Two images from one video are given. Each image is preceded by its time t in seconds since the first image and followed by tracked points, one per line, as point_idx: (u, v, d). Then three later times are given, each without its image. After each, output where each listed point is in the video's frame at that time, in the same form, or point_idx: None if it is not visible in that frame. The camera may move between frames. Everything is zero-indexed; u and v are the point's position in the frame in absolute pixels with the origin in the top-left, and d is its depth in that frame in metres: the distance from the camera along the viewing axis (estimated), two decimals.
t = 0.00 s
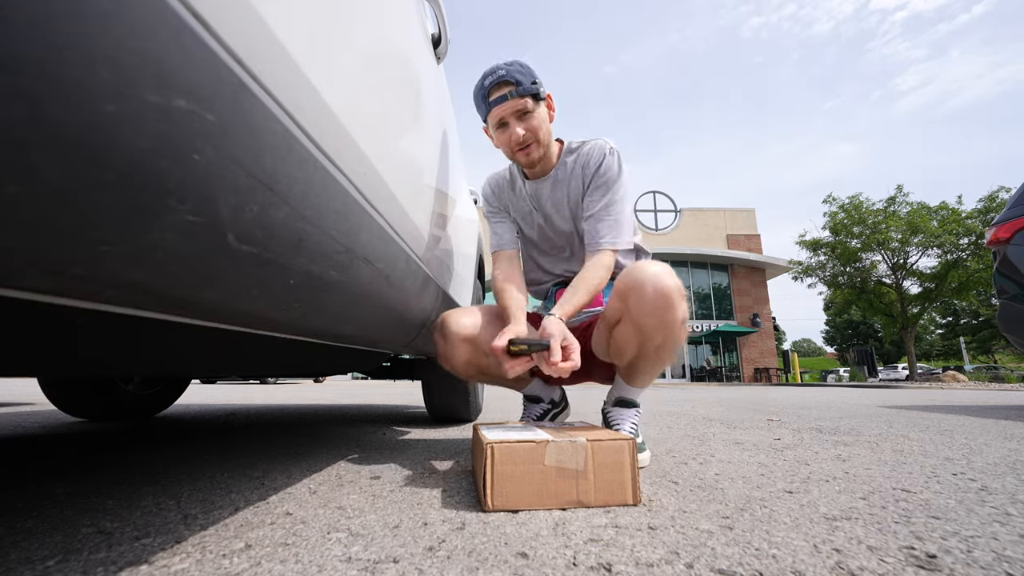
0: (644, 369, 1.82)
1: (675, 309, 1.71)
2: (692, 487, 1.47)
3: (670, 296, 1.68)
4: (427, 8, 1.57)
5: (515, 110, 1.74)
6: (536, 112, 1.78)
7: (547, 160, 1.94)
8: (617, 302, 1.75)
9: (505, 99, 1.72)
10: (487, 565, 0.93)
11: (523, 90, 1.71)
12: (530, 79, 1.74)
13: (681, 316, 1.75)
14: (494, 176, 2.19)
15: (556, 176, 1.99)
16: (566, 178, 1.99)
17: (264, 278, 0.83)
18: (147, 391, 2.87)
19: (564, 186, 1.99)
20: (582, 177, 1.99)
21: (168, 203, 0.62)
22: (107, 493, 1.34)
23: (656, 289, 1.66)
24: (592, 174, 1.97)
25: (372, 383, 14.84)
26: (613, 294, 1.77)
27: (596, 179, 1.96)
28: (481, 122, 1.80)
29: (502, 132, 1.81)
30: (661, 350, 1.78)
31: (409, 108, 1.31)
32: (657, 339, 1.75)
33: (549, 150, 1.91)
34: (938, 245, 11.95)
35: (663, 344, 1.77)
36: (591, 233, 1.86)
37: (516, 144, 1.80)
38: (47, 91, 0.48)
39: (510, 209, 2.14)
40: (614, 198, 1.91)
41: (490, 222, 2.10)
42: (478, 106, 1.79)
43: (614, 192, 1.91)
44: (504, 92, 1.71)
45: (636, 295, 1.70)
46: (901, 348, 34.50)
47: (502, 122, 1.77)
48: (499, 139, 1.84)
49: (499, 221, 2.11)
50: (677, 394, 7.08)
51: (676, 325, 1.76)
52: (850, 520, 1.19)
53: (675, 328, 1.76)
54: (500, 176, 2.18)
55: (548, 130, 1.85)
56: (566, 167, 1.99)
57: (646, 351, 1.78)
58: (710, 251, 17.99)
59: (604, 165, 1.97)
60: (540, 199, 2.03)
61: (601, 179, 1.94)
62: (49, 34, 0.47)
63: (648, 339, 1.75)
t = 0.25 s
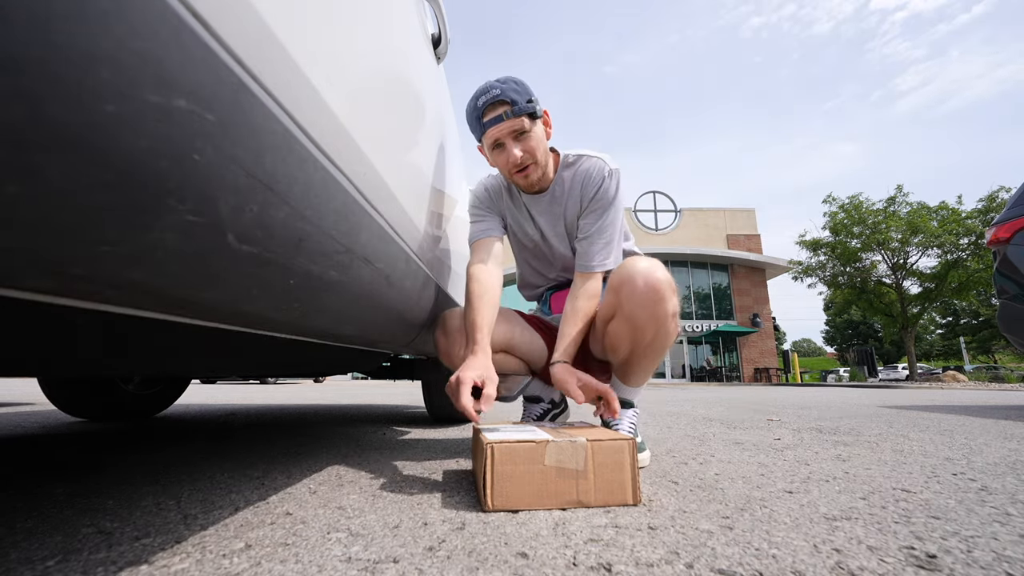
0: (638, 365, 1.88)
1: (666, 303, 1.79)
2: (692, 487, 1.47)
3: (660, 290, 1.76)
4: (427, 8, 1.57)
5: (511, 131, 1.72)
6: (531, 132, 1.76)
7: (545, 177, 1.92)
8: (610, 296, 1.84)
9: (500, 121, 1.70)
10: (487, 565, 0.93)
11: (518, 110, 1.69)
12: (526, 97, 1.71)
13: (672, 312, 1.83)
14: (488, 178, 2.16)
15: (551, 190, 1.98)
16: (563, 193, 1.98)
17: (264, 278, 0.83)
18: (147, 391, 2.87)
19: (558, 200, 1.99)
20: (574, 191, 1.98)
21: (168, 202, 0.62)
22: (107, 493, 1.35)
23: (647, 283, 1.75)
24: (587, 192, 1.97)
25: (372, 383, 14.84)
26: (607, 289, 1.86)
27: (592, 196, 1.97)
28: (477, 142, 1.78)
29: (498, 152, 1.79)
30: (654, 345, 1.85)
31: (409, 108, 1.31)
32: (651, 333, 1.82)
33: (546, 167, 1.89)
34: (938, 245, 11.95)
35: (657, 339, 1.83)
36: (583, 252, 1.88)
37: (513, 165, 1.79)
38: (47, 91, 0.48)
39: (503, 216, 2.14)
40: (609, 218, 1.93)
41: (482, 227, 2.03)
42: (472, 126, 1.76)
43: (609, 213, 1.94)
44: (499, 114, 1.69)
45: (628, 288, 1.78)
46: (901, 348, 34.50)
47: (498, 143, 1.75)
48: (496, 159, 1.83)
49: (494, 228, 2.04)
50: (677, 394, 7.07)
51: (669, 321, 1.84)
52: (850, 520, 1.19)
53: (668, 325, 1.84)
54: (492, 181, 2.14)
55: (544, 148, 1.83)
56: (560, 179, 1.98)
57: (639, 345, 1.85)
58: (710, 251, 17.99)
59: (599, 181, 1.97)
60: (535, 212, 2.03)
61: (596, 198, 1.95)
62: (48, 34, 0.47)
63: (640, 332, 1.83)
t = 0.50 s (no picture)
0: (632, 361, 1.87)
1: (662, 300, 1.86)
2: (692, 487, 1.47)
3: (657, 284, 1.82)
4: (427, 8, 1.57)
5: (511, 136, 1.71)
6: (531, 136, 1.76)
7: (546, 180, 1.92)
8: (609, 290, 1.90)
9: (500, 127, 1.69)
10: (487, 565, 0.93)
11: (518, 114, 1.68)
12: (525, 100, 1.70)
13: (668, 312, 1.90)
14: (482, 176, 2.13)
15: (552, 200, 1.99)
16: (562, 203, 2.00)
17: (264, 278, 0.83)
18: (147, 391, 2.87)
19: (557, 210, 2.01)
20: (574, 204, 2.01)
21: (168, 202, 0.62)
22: (107, 493, 1.35)
23: (644, 276, 1.81)
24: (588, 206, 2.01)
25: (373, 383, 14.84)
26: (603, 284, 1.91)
27: (591, 210, 2.02)
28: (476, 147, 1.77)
29: (498, 157, 1.78)
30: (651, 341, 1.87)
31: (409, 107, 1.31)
32: (646, 328, 1.85)
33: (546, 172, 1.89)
34: (938, 245, 11.95)
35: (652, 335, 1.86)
36: (582, 268, 1.94)
37: (513, 170, 1.79)
38: (47, 90, 0.48)
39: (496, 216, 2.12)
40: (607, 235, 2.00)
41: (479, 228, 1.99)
42: (471, 131, 1.75)
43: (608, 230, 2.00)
44: (499, 119, 1.68)
45: (624, 281, 1.84)
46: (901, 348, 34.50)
47: (498, 148, 1.75)
48: (496, 164, 1.82)
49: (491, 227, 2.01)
50: (676, 394, 7.08)
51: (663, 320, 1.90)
52: (851, 520, 1.19)
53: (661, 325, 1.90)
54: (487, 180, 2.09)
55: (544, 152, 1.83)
56: (561, 189, 1.99)
57: (635, 339, 1.87)
58: (710, 251, 17.99)
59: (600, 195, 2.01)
60: (533, 219, 2.05)
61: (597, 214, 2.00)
62: (48, 35, 0.47)
63: (636, 326, 1.85)
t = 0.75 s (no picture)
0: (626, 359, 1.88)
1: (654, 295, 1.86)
2: (692, 487, 1.47)
3: (647, 283, 1.81)
4: (427, 8, 1.57)
5: (509, 142, 1.71)
6: (530, 141, 1.76)
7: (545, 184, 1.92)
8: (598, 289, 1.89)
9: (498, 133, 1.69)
10: (487, 564, 0.93)
11: (516, 120, 1.69)
12: (522, 106, 1.71)
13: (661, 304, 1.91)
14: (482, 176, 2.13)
15: (552, 205, 1.99)
16: (563, 208, 2.00)
17: (264, 278, 0.83)
18: (147, 391, 2.87)
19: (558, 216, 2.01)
20: (574, 209, 2.01)
21: (168, 203, 0.62)
22: (107, 493, 1.35)
23: (634, 275, 1.80)
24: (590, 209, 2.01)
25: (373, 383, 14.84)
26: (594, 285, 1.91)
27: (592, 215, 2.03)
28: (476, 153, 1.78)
29: (497, 163, 1.79)
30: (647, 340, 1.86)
31: (409, 107, 1.31)
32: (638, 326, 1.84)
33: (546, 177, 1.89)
34: (938, 245, 11.95)
35: (646, 333, 1.85)
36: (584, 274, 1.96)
37: (512, 177, 1.79)
38: (47, 90, 0.48)
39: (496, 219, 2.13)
40: (608, 239, 2.04)
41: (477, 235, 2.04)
42: (470, 137, 1.76)
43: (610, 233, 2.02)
44: (497, 126, 1.68)
45: (612, 282, 1.83)
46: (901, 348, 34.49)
47: (497, 155, 1.75)
48: (495, 171, 1.82)
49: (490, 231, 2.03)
50: (676, 394, 7.08)
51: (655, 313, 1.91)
52: (851, 520, 1.19)
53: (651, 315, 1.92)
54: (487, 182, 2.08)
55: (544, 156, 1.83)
56: (561, 195, 1.99)
57: (628, 338, 1.86)
58: (710, 251, 17.99)
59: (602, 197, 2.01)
60: (534, 225, 2.05)
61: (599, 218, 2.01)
62: (48, 35, 0.47)
63: (628, 325, 1.85)
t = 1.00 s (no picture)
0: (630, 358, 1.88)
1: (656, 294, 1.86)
2: (692, 487, 1.47)
3: (651, 283, 1.80)
4: (427, 8, 1.57)
5: (509, 141, 1.71)
6: (530, 141, 1.75)
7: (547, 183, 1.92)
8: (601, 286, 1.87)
9: (498, 132, 1.70)
10: (487, 565, 0.93)
11: (515, 120, 1.69)
12: (523, 106, 1.71)
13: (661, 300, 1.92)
14: (484, 177, 2.15)
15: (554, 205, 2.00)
16: (564, 208, 2.01)
17: (264, 278, 0.83)
18: (147, 391, 2.87)
19: (560, 215, 2.02)
20: (576, 208, 2.02)
21: (168, 202, 0.62)
22: (107, 493, 1.35)
23: (638, 275, 1.79)
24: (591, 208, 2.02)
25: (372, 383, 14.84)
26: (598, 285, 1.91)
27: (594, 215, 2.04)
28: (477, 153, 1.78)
29: (497, 163, 1.79)
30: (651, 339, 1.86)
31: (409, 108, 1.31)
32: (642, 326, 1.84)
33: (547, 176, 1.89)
34: (938, 245, 11.95)
35: (650, 333, 1.85)
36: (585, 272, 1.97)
37: (512, 176, 1.80)
38: (47, 90, 0.48)
39: (498, 220, 2.15)
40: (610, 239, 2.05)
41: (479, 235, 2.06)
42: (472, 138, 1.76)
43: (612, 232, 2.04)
44: (497, 126, 1.69)
45: (617, 282, 1.82)
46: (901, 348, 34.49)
47: (498, 154, 1.75)
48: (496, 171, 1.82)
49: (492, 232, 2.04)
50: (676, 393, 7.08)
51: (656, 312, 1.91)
52: (850, 520, 1.19)
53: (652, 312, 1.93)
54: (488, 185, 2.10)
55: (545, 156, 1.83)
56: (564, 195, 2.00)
57: (634, 338, 1.86)
58: (710, 251, 17.99)
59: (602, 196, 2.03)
60: (536, 225, 2.07)
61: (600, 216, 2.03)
62: (49, 35, 0.47)
63: (633, 326, 1.85)
